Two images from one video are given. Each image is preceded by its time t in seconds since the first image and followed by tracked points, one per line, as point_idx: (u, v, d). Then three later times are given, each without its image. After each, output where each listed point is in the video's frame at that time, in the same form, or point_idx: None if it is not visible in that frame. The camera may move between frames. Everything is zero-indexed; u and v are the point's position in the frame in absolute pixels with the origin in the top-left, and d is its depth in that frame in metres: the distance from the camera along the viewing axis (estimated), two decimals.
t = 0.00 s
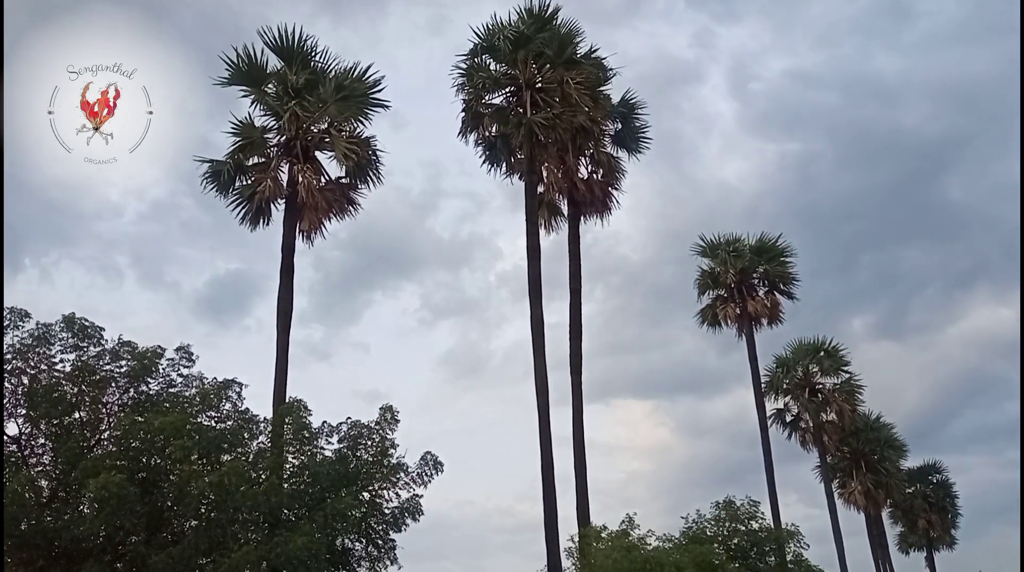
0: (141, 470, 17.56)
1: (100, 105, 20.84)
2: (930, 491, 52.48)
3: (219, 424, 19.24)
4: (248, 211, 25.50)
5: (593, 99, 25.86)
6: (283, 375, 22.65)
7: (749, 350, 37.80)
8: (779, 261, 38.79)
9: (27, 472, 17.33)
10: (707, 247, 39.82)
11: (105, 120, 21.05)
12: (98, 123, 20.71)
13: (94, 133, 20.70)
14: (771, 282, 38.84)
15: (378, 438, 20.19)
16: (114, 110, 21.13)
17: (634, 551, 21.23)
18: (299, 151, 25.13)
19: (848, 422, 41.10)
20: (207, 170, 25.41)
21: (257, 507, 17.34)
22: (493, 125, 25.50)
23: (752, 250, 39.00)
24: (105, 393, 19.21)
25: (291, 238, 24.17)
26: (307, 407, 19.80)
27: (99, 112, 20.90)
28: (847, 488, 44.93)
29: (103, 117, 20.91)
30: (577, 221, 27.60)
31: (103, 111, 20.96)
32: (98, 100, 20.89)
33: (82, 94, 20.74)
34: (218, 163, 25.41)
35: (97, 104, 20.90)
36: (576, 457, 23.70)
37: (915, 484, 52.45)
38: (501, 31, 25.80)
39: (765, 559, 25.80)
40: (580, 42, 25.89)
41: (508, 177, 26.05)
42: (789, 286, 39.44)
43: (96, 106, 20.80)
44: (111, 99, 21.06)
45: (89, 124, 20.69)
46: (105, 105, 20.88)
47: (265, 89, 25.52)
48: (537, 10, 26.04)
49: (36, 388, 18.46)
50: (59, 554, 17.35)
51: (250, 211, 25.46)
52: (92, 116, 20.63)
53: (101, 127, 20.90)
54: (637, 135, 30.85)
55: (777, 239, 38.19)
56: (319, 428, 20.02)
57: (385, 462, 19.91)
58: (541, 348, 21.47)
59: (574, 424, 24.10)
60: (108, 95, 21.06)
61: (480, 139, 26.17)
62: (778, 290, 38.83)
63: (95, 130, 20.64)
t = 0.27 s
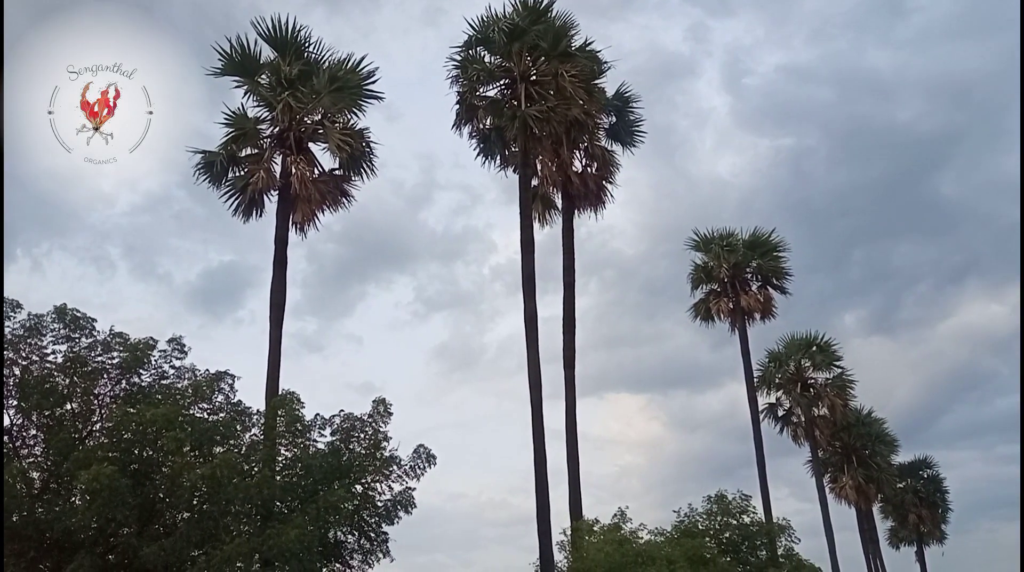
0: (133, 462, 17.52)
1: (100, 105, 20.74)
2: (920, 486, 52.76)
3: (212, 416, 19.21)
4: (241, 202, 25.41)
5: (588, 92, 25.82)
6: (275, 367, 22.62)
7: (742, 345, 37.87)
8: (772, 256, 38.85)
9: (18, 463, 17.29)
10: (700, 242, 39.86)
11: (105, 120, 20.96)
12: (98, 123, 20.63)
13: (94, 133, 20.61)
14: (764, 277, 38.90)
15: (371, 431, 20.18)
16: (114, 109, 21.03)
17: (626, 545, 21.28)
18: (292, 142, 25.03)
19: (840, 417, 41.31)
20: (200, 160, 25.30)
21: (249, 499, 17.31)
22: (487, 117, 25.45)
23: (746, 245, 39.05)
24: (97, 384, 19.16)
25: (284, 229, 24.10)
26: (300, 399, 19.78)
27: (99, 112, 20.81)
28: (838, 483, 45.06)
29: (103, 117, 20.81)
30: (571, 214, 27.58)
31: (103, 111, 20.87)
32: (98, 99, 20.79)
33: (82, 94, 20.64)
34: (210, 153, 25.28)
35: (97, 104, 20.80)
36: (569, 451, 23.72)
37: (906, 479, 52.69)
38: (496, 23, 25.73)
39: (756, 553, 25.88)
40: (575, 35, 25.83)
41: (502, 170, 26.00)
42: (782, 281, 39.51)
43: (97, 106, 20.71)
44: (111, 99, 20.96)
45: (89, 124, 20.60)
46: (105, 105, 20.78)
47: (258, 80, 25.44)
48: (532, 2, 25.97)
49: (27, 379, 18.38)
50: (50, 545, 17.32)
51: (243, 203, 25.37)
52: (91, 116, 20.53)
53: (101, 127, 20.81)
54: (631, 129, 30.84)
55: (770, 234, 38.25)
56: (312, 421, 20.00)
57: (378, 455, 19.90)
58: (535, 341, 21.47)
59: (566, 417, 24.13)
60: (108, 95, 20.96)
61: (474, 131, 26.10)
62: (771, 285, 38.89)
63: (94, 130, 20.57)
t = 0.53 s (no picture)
0: (125, 459, 17.51)
1: (101, 105, 20.68)
2: (912, 484, 52.93)
3: (204, 414, 19.19)
4: (234, 199, 25.37)
5: (582, 90, 25.83)
6: (268, 364, 22.61)
7: (735, 343, 37.94)
8: (765, 254, 38.93)
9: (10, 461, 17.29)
10: (694, 240, 39.92)
11: (105, 120, 20.90)
12: (98, 123, 20.56)
13: (93, 133, 20.55)
14: (757, 275, 38.97)
15: (364, 428, 20.18)
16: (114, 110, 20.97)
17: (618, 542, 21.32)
18: (286, 139, 25.03)
19: (832, 415, 41.42)
20: (193, 157, 25.24)
21: (242, 497, 17.32)
22: (482, 115, 25.45)
23: (739, 244, 39.12)
24: (88, 381, 19.13)
25: (277, 227, 24.07)
26: (293, 397, 19.76)
27: (100, 112, 20.74)
28: (831, 481, 45.34)
29: (104, 117, 20.75)
30: (565, 212, 27.61)
31: (103, 111, 20.80)
32: (99, 99, 20.73)
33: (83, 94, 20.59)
34: (203, 150, 25.23)
35: (97, 104, 20.74)
36: (562, 448, 23.75)
37: (898, 477, 52.85)
38: (490, 21, 25.73)
39: (748, 551, 25.95)
40: (569, 33, 25.84)
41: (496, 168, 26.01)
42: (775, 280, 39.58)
43: (97, 106, 20.64)
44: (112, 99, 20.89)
45: (89, 124, 20.54)
46: (105, 105, 20.72)
47: (251, 76, 25.40)
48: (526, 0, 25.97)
49: (19, 376, 18.35)
50: (42, 542, 17.30)
51: (236, 200, 25.33)
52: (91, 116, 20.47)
53: (101, 127, 20.75)
54: (625, 127, 30.86)
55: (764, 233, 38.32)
56: (305, 418, 19.99)
57: (371, 452, 19.92)
58: (528, 339, 21.49)
59: (560, 415, 24.16)
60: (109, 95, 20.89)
61: (469, 129, 26.10)
62: (764, 284, 38.96)
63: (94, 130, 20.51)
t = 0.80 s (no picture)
0: (110, 454, 17.42)
1: (100, 105, 20.56)
2: (897, 482, 53.26)
3: (190, 409, 19.12)
4: (221, 194, 25.27)
5: (572, 87, 25.83)
6: (254, 360, 22.53)
7: (722, 341, 38.06)
8: (753, 253, 39.06)
9: None
10: (682, 238, 40.00)
11: (105, 120, 20.79)
12: (98, 123, 20.44)
13: (93, 133, 20.42)
14: (745, 274, 39.09)
15: (351, 424, 20.14)
16: (114, 110, 20.86)
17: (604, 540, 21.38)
18: (274, 134, 24.94)
19: (818, 413, 41.61)
20: (180, 151, 25.09)
21: (227, 492, 17.25)
22: (471, 111, 25.41)
23: (727, 242, 39.24)
24: (73, 375, 19.01)
25: (264, 222, 23.99)
26: (279, 392, 19.70)
27: (99, 112, 20.63)
28: (815, 478, 45.54)
29: (103, 117, 20.64)
30: (554, 209, 27.62)
31: (103, 111, 20.71)
32: (98, 99, 20.61)
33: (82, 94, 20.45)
34: (190, 144, 25.10)
35: (97, 104, 20.62)
36: (549, 445, 23.78)
37: (883, 475, 53.18)
38: (480, 17, 25.70)
39: (733, 548, 26.07)
40: (559, 30, 25.83)
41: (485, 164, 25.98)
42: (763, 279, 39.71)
43: (97, 106, 20.53)
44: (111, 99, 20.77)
45: (89, 124, 20.43)
46: (105, 106, 20.61)
47: (239, 70, 25.28)
48: None
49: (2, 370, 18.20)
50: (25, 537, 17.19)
51: (224, 194, 25.22)
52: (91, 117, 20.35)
53: (101, 127, 20.63)
54: (614, 125, 30.89)
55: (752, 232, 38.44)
56: (291, 414, 19.92)
57: (357, 449, 19.88)
58: (516, 336, 21.49)
59: (547, 412, 24.18)
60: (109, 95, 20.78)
61: (458, 125, 26.07)
62: (751, 282, 39.09)
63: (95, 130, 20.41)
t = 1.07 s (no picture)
0: (93, 445, 17.34)
1: (101, 105, 20.45)
2: (878, 477, 53.69)
3: (173, 401, 19.05)
4: (206, 184, 25.15)
5: (559, 81, 25.84)
6: (239, 352, 22.48)
7: (707, 336, 38.23)
8: (738, 248, 39.23)
9: None
10: (668, 233, 40.12)
11: (105, 120, 20.69)
12: (98, 123, 20.33)
13: (94, 133, 20.34)
14: (730, 269, 39.27)
15: (336, 417, 20.12)
16: (114, 110, 20.76)
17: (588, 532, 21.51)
18: (260, 124, 24.84)
19: (801, 407, 41.87)
20: (164, 141, 24.92)
21: (211, 484, 17.21)
22: (459, 104, 25.36)
23: (713, 237, 39.38)
24: (55, 366, 18.91)
25: (250, 213, 23.89)
26: (264, 384, 19.65)
27: (100, 112, 20.51)
28: (798, 472, 45.89)
29: (104, 117, 20.53)
30: (540, 203, 27.63)
31: (103, 111, 20.60)
32: (98, 99, 20.50)
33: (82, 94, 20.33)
34: (175, 134, 24.94)
35: (97, 104, 20.50)
36: (534, 438, 23.84)
37: (865, 470, 53.59)
38: (468, 9, 25.66)
39: (716, 541, 26.23)
40: (547, 23, 25.81)
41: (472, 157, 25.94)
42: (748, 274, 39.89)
43: (97, 106, 20.41)
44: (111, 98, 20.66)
45: (89, 124, 20.31)
46: (105, 106, 20.50)
47: (225, 60, 25.14)
48: None
49: None
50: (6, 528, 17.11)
51: (209, 185, 25.11)
52: (92, 116, 20.26)
53: (102, 127, 20.53)
54: (602, 119, 30.92)
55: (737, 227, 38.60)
56: (276, 406, 19.88)
57: (342, 441, 19.86)
58: (502, 329, 21.51)
59: (532, 406, 24.23)
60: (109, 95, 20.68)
61: (445, 118, 26.03)
62: (737, 277, 39.25)
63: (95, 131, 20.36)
